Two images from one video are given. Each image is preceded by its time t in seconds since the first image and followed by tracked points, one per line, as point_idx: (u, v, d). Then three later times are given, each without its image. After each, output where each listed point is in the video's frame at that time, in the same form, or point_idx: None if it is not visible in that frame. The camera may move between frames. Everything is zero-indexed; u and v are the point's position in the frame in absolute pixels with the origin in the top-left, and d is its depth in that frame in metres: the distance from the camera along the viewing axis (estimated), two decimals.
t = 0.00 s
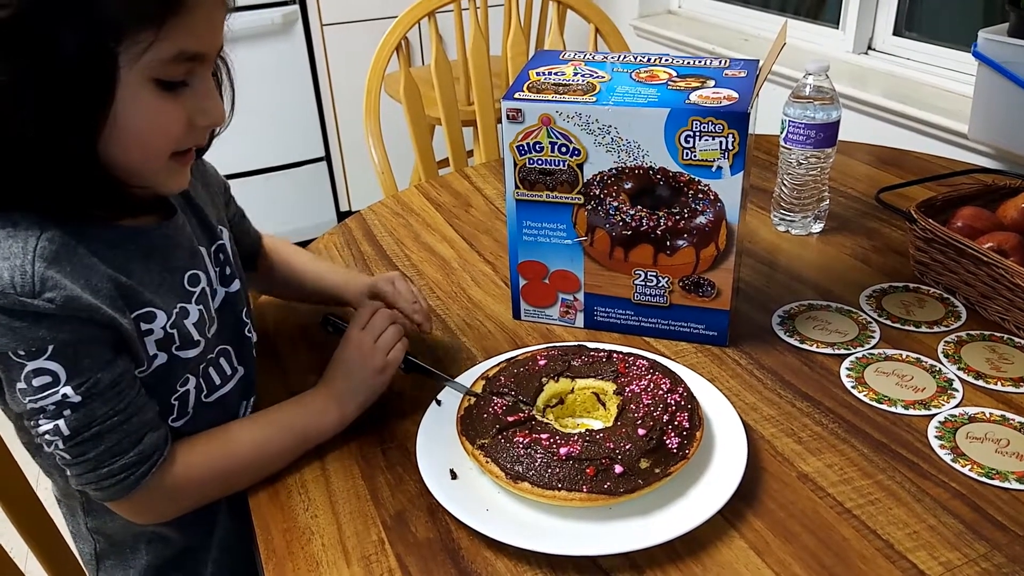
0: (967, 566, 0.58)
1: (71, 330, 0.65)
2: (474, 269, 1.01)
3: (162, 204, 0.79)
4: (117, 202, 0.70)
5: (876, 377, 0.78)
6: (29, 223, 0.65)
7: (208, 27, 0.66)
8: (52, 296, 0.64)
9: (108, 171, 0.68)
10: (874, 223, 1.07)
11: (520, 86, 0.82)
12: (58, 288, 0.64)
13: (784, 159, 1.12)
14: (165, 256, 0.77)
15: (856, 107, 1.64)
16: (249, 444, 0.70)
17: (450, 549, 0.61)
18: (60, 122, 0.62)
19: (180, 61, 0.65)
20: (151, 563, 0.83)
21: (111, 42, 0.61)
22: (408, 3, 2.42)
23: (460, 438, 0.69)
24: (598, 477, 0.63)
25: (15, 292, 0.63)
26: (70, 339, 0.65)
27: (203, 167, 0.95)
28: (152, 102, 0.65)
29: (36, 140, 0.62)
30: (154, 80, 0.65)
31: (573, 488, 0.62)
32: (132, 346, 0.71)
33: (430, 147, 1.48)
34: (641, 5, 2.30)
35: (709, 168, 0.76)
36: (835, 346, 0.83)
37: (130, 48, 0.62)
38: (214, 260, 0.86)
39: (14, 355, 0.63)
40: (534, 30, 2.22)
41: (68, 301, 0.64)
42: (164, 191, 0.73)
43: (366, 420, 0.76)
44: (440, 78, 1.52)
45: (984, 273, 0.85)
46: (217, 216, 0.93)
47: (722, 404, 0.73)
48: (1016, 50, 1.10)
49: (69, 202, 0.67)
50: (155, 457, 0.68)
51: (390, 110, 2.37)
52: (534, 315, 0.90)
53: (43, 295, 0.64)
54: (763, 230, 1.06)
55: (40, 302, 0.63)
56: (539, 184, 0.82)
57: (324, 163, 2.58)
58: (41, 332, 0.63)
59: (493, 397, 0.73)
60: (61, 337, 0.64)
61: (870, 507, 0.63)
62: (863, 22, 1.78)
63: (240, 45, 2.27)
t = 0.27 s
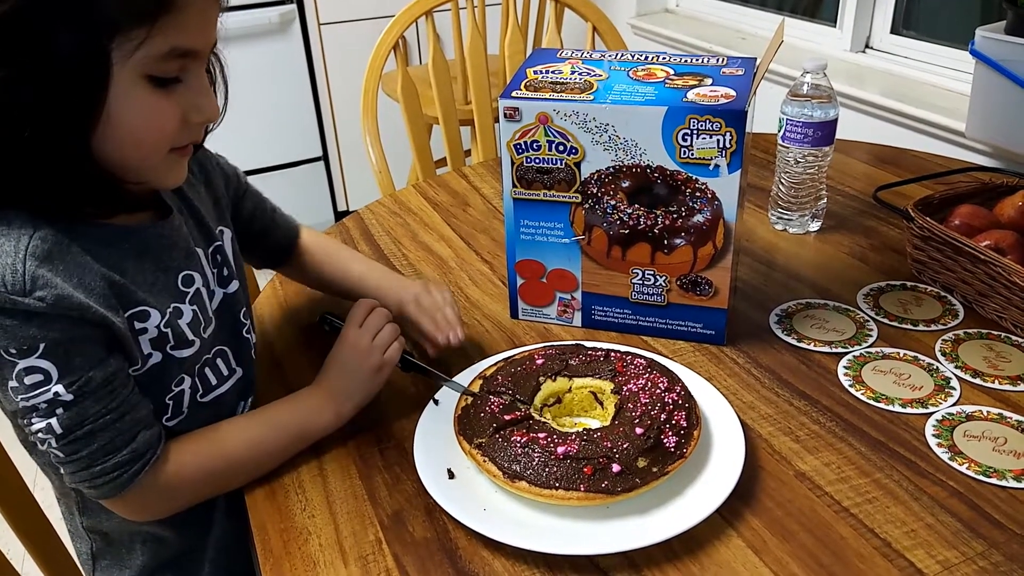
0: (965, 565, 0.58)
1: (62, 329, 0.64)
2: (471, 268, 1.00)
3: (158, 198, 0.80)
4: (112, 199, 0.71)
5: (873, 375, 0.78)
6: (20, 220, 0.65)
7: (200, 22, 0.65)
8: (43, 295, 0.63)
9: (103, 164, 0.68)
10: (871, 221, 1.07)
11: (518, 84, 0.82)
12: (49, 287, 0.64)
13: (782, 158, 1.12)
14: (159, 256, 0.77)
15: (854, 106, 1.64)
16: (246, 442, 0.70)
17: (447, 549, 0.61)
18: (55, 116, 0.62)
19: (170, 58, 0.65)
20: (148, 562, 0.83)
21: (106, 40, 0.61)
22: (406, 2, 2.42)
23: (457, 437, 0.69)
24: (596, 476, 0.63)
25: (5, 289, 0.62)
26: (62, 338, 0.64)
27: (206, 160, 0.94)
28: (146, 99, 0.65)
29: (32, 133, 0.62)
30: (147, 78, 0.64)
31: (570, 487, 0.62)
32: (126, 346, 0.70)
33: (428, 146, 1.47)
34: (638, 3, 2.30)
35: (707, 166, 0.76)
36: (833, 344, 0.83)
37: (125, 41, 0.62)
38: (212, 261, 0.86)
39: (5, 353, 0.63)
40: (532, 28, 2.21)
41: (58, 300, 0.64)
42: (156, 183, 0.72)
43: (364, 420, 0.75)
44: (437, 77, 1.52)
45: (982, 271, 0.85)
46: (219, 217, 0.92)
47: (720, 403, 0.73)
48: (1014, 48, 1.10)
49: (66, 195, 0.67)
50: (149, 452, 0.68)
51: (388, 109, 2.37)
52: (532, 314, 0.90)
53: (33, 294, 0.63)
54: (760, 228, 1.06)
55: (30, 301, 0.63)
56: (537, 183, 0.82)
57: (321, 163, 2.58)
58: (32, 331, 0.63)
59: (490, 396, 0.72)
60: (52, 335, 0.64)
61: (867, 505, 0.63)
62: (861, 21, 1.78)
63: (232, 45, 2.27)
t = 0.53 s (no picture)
0: (968, 569, 0.58)
1: (67, 323, 0.65)
2: (473, 272, 1.01)
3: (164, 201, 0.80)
4: (119, 199, 0.70)
5: (875, 379, 0.78)
6: (26, 218, 0.65)
7: (208, 24, 0.65)
8: (47, 289, 0.64)
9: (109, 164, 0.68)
10: (873, 226, 1.07)
11: (519, 89, 0.82)
12: (53, 282, 0.64)
13: (783, 162, 1.12)
14: (165, 259, 0.77)
15: (854, 111, 1.64)
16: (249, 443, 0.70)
17: (449, 553, 0.61)
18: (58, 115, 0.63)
19: (177, 60, 0.65)
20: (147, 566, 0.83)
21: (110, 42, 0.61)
22: (407, 7, 2.42)
23: (458, 440, 0.69)
24: (597, 480, 0.63)
25: (11, 284, 0.63)
26: (67, 331, 0.64)
27: (218, 164, 0.94)
28: (153, 101, 0.65)
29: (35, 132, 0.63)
30: (154, 79, 0.65)
31: (571, 491, 0.62)
32: (130, 343, 0.71)
33: (429, 150, 1.48)
34: (639, 9, 2.31)
35: (708, 171, 0.76)
36: (834, 348, 0.83)
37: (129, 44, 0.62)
38: (220, 268, 0.86)
39: (11, 348, 0.63)
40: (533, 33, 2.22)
41: (63, 294, 0.64)
42: (164, 185, 0.72)
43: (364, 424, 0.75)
44: (439, 82, 1.52)
45: (984, 275, 0.85)
46: (230, 224, 0.92)
47: (721, 407, 0.73)
48: (1014, 53, 1.10)
49: (72, 195, 0.67)
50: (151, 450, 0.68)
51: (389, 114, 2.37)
52: (533, 318, 0.90)
53: (37, 289, 0.63)
54: (761, 233, 1.06)
55: (35, 296, 0.63)
56: (538, 187, 0.82)
57: (323, 167, 2.59)
58: (37, 324, 0.63)
59: (490, 399, 0.72)
60: (58, 327, 0.64)
61: (870, 510, 0.63)
62: (862, 26, 1.79)
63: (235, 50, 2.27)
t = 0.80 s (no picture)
0: (970, 570, 0.58)
1: (68, 317, 0.65)
2: (474, 272, 1.01)
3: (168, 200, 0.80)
4: (122, 200, 0.71)
5: (877, 380, 0.78)
6: (29, 214, 0.66)
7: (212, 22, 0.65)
8: (48, 285, 0.64)
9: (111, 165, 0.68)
10: (875, 226, 1.07)
11: (521, 89, 0.82)
12: (53, 278, 0.64)
13: (785, 163, 1.12)
14: (167, 258, 0.77)
15: (856, 111, 1.64)
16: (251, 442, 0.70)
17: (450, 553, 0.61)
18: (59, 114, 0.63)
19: (181, 60, 0.65)
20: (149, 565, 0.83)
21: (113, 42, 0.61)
22: (409, 6, 2.42)
23: (459, 439, 0.69)
24: (599, 481, 0.63)
25: (12, 279, 0.63)
26: (68, 325, 0.65)
27: (227, 162, 0.94)
28: (157, 102, 0.65)
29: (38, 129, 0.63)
30: (158, 79, 0.65)
31: (573, 491, 0.62)
32: (131, 340, 0.71)
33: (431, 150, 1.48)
34: (641, 8, 2.31)
35: (710, 171, 0.76)
36: (836, 349, 0.83)
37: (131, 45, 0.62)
38: (225, 268, 0.86)
39: (13, 342, 0.63)
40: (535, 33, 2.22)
41: (63, 291, 0.64)
42: (168, 185, 0.72)
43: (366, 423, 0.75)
44: (441, 82, 1.53)
45: (986, 276, 0.84)
46: (237, 223, 0.92)
47: (723, 407, 0.73)
48: (1015, 53, 1.10)
49: (73, 194, 0.67)
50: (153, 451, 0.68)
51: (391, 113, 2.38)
52: (535, 318, 0.90)
53: (38, 285, 0.63)
54: (763, 233, 1.06)
55: (36, 291, 0.63)
56: (540, 187, 0.82)
57: (324, 166, 2.59)
58: (38, 318, 0.63)
59: (491, 399, 0.72)
60: (59, 322, 0.64)
61: (871, 510, 0.63)
62: (864, 26, 1.79)
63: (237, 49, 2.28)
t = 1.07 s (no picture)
0: (972, 571, 0.58)
1: (63, 309, 0.65)
2: (476, 272, 1.01)
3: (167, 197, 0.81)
4: (117, 199, 0.71)
5: (879, 381, 0.78)
6: (25, 207, 0.66)
7: (204, 28, 0.65)
8: (43, 277, 0.64)
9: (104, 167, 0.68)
10: (877, 227, 1.07)
11: (524, 88, 0.82)
12: (49, 270, 0.64)
13: (787, 163, 1.12)
14: (165, 253, 0.77)
15: (858, 111, 1.64)
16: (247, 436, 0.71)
17: (452, 552, 0.61)
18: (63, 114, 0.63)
19: (172, 65, 0.65)
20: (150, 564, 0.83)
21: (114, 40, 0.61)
22: (411, 6, 2.43)
23: (461, 438, 0.69)
24: (601, 480, 0.63)
25: (7, 271, 0.63)
26: (62, 318, 0.65)
27: (227, 160, 0.94)
28: (149, 107, 0.65)
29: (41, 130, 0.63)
30: (149, 84, 0.65)
31: (575, 491, 0.62)
32: (126, 334, 0.71)
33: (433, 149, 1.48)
34: (643, 8, 2.31)
35: (713, 171, 0.76)
36: (838, 349, 0.83)
37: (121, 52, 0.62)
38: (223, 265, 0.86)
39: (6, 333, 0.63)
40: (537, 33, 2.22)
41: (58, 283, 0.64)
42: (164, 187, 0.73)
43: (367, 423, 0.75)
44: (443, 82, 1.53)
45: (988, 277, 0.84)
46: (238, 220, 0.92)
47: (725, 408, 0.73)
48: (1016, 54, 1.10)
49: (66, 192, 0.67)
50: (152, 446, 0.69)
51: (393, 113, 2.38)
52: (537, 317, 0.90)
53: (33, 276, 0.63)
54: (765, 233, 1.06)
55: (31, 283, 0.63)
56: (543, 187, 0.82)
57: (326, 166, 2.59)
58: (33, 310, 0.63)
59: (493, 398, 0.73)
60: (53, 314, 0.64)
61: (873, 511, 0.63)
62: (866, 27, 1.79)
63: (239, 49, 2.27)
